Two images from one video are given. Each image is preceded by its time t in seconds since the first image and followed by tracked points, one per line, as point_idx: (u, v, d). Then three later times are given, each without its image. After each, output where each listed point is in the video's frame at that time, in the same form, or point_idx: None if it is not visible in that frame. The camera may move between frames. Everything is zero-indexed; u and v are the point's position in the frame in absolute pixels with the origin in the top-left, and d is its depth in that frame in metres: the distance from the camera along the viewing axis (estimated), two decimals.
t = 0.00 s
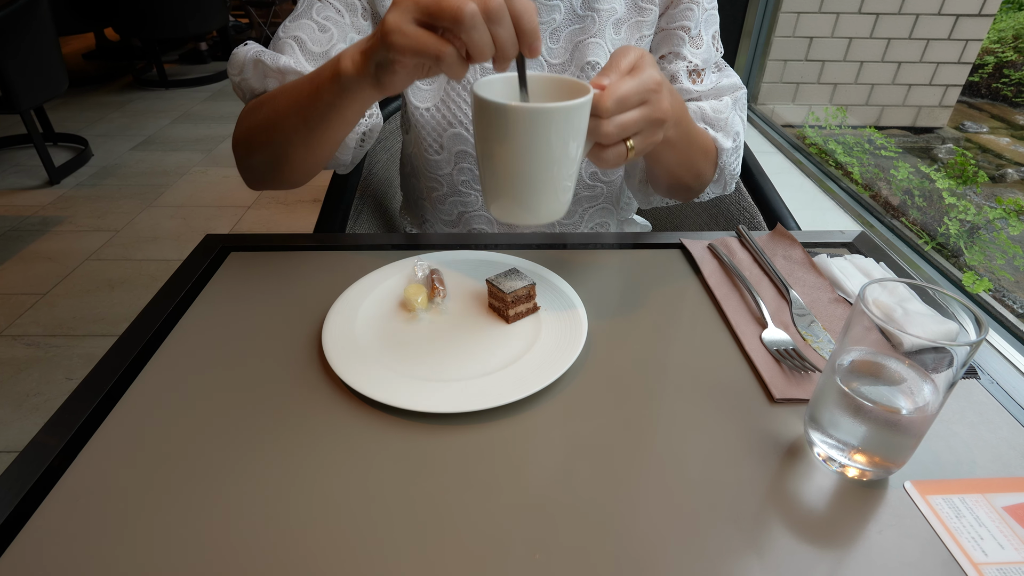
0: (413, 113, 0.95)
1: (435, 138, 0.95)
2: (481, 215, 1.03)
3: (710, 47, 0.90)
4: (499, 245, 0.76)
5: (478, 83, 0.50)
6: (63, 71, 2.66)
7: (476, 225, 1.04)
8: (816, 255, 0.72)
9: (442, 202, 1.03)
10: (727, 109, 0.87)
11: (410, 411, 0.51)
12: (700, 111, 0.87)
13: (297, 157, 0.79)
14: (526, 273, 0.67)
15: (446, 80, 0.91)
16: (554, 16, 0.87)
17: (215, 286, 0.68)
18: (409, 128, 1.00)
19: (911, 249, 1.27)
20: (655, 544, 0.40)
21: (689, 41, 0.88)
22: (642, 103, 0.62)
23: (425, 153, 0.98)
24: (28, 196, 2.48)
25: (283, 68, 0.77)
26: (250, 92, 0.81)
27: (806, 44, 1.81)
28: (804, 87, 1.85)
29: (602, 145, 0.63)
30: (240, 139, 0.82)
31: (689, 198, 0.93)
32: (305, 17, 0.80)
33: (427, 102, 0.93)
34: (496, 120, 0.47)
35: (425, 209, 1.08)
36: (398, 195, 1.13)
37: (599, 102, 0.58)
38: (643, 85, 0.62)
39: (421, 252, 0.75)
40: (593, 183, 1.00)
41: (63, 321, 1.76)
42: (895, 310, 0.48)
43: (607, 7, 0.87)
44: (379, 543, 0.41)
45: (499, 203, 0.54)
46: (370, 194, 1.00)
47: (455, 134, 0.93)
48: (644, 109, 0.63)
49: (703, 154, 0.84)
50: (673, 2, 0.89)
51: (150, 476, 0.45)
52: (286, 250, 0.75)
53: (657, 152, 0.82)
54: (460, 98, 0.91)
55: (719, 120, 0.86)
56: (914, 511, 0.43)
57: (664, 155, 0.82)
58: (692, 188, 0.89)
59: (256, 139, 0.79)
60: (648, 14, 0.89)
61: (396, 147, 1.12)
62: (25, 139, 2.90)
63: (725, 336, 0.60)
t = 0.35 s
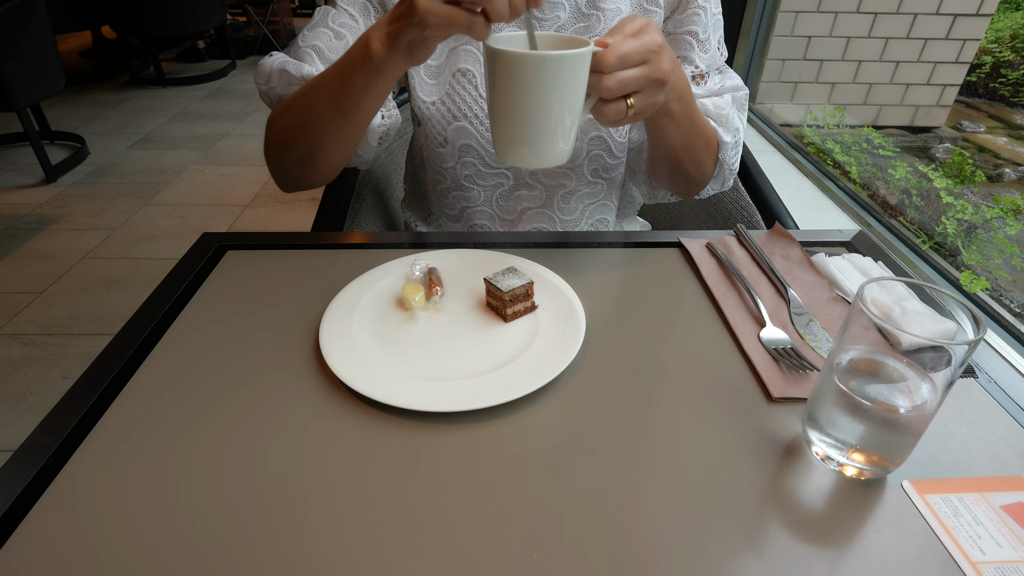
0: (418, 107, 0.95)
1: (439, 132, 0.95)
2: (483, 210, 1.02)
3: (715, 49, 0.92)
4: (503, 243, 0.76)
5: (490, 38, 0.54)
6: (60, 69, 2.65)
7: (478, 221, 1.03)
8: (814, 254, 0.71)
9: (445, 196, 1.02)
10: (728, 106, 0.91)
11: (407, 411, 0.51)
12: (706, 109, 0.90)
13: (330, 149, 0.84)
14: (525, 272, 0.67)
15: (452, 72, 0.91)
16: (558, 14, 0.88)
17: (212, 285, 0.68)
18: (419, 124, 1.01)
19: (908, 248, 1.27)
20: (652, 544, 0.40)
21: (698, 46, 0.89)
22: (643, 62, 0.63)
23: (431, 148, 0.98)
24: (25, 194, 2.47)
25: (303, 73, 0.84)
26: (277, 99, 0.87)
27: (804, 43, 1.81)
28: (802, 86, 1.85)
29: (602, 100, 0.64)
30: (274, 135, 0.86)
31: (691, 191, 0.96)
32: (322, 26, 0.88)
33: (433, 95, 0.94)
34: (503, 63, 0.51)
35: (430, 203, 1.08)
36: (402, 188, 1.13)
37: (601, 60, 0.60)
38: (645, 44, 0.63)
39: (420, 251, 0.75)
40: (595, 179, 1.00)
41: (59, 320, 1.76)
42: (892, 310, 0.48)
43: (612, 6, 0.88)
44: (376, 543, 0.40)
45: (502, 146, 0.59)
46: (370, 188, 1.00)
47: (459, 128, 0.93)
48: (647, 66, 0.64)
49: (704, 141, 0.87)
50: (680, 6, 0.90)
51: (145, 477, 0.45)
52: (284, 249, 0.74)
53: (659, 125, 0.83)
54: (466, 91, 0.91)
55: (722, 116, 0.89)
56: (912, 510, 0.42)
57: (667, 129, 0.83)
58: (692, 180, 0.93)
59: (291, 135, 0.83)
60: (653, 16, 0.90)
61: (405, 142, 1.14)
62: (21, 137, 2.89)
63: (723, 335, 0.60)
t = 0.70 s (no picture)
0: (419, 107, 0.95)
1: (440, 131, 0.95)
2: (483, 209, 1.02)
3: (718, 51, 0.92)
4: (505, 242, 0.76)
5: (494, 43, 0.55)
6: (57, 67, 2.64)
7: (478, 220, 1.03)
8: (811, 252, 0.72)
9: (446, 193, 1.03)
10: (728, 106, 0.92)
11: (405, 409, 0.51)
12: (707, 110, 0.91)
13: (349, 156, 0.87)
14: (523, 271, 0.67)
15: (452, 72, 0.91)
16: (560, 14, 0.89)
17: (210, 284, 0.68)
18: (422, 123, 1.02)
19: (906, 246, 1.28)
20: (650, 541, 0.40)
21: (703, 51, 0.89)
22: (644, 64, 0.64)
23: (433, 145, 0.99)
24: (22, 192, 2.47)
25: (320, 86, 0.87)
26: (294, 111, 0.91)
27: (802, 42, 1.81)
28: (800, 85, 1.85)
29: (604, 100, 0.65)
30: (294, 143, 0.89)
31: (691, 187, 0.98)
32: (330, 36, 0.88)
33: (434, 95, 0.94)
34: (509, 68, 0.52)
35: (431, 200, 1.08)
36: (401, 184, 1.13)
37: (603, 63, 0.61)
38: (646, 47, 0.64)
39: (418, 249, 0.75)
40: (596, 179, 1.00)
41: (56, 318, 1.75)
42: (890, 309, 0.49)
43: (613, 9, 0.88)
44: (374, 541, 0.41)
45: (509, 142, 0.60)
46: (371, 185, 1.00)
47: (460, 127, 0.93)
48: (647, 68, 0.64)
49: (704, 139, 0.88)
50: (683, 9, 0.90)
51: (142, 476, 0.45)
52: (283, 247, 0.75)
53: (663, 122, 0.84)
54: (467, 91, 0.91)
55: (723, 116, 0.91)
56: (908, 507, 0.43)
57: (669, 125, 0.83)
58: (692, 175, 0.95)
59: (311, 142, 0.87)
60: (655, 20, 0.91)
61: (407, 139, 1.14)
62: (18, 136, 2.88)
63: (720, 333, 0.60)
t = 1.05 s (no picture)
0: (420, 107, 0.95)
1: (442, 131, 0.95)
2: (484, 210, 1.02)
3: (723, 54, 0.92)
4: (506, 241, 0.76)
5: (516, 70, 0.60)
6: (53, 64, 2.64)
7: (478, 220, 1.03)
8: (809, 252, 0.72)
9: (446, 192, 1.03)
10: (731, 108, 0.92)
11: (403, 407, 0.51)
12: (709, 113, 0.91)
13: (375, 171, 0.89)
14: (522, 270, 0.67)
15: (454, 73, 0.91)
16: (562, 16, 0.88)
17: (207, 282, 0.68)
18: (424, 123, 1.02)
19: (903, 245, 1.28)
20: (648, 539, 0.41)
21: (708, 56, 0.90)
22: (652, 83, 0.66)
23: (433, 145, 0.99)
24: (19, 191, 2.46)
25: (338, 101, 0.88)
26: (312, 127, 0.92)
27: (800, 41, 1.81)
28: (798, 84, 1.85)
29: (616, 119, 0.67)
30: (319, 161, 0.91)
31: (693, 184, 0.99)
32: (339, 49, 0.88)
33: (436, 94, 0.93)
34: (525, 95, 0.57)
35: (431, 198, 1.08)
36: (400, 181, 1.11)
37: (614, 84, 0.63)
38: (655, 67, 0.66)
39: (418, 248, 0.75)
40: (595, 180, 1.00)
41: (54, 316, 1.75)
42: (886, 306, 0.47)
43: (617, 11, 0.88)
44: (372, 540, 0.41)
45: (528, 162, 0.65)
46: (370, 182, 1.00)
47: (460, 128, 0.93)
48: (655, 88, 0.67)
49: (708, 142, 0.90)
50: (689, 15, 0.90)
51: (140, 475, 0.45)
52: (281, 246, 0.74)
53: (670, 131, 0.86)
54: (469, 92, 0.91)
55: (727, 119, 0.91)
56: (904, 505, 0.43)
57: (677, 136, 0.86)
58: (696, 173, 0.96)
59: (336, 161, 0.88)
60: (658, 24, 0.91)
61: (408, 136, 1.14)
62: (15, 134, 2.87)
63: (717, 332, 0.60)
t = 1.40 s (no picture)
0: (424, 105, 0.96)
1: (445, 128, 0.96)
2: (485, 208, 1.02)
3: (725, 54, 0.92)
4: (505, 240, 0.76)
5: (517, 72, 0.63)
6: (52, 63, 2.63)
7: (479, 219, 1.03)
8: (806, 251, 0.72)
9: (447, 190, 1.03)
10: (731, 108, 0.92)
11: (401, 405, 0.51)
12: (708, 114, 0.91)
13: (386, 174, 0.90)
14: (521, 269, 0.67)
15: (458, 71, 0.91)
16: (566, 16, 0.88)
17: (207, 281, 0.68)
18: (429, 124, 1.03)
19: (900, 245, 1.29)
20: (644, 536, 0.41)
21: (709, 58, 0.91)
22: (648, 86, 0.66)
23: (435, 142, 0.99)
24: (17, 189, 2.46)
25: (349, 106, 0.88)
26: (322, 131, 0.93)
27: (800, 40, 1.81)
28: (797, 83, 1.85)
29: (607, 120, 0.68)
30: (328, 166, 0.91)
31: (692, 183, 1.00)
32: (346, 51, 0.88)
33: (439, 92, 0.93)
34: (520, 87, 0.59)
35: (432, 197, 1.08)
36: (402, 181, 1.13)
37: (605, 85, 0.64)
38: (649, 70, 0.66)
39: (417, 247, 0.75)
40: (596, 180, 1.00)
41: (53, 315, 1.75)
42: (883, 306, 0.48)
43: (619, 12, 0.88)
44: (371, 536, 0.41)
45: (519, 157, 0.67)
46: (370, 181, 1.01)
47: (463, 127, 0.94)
48: (649, 92, 0.67)
49: (707, 142, 0.90)
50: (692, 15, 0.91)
51: (141, 472, 0.46)
52: (280, 244, 0.75)
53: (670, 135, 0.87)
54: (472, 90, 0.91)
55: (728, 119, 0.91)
56: (898, 501, 0.43)
57: (677, 138, 0.87)
58: (695, 174, 0.96)
59: (346, 165, 0.89)
60: (660, 25, 0.92)
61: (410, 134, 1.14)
62: (13, 132, 2.87)
63: (714, 331, 0.61)
